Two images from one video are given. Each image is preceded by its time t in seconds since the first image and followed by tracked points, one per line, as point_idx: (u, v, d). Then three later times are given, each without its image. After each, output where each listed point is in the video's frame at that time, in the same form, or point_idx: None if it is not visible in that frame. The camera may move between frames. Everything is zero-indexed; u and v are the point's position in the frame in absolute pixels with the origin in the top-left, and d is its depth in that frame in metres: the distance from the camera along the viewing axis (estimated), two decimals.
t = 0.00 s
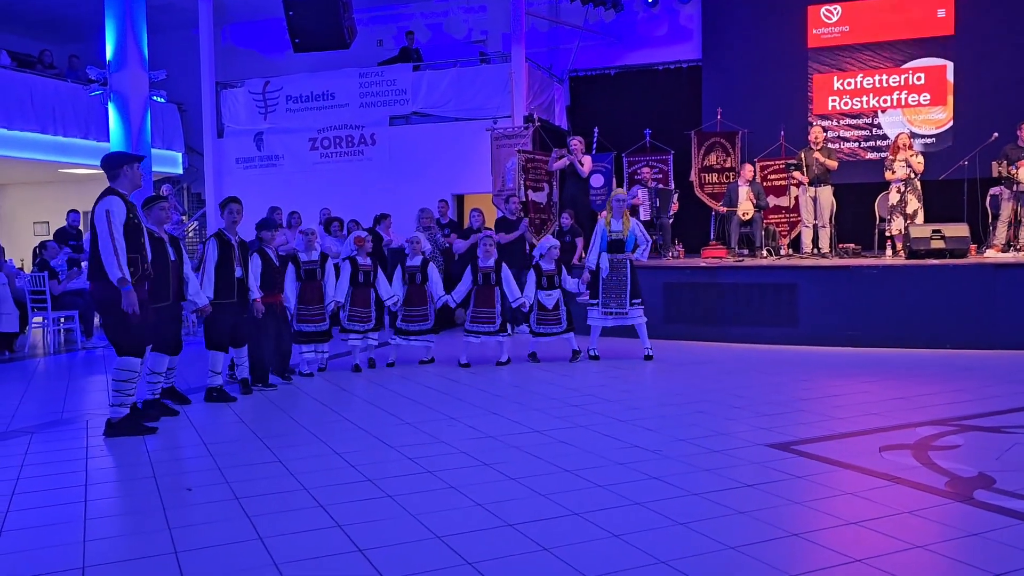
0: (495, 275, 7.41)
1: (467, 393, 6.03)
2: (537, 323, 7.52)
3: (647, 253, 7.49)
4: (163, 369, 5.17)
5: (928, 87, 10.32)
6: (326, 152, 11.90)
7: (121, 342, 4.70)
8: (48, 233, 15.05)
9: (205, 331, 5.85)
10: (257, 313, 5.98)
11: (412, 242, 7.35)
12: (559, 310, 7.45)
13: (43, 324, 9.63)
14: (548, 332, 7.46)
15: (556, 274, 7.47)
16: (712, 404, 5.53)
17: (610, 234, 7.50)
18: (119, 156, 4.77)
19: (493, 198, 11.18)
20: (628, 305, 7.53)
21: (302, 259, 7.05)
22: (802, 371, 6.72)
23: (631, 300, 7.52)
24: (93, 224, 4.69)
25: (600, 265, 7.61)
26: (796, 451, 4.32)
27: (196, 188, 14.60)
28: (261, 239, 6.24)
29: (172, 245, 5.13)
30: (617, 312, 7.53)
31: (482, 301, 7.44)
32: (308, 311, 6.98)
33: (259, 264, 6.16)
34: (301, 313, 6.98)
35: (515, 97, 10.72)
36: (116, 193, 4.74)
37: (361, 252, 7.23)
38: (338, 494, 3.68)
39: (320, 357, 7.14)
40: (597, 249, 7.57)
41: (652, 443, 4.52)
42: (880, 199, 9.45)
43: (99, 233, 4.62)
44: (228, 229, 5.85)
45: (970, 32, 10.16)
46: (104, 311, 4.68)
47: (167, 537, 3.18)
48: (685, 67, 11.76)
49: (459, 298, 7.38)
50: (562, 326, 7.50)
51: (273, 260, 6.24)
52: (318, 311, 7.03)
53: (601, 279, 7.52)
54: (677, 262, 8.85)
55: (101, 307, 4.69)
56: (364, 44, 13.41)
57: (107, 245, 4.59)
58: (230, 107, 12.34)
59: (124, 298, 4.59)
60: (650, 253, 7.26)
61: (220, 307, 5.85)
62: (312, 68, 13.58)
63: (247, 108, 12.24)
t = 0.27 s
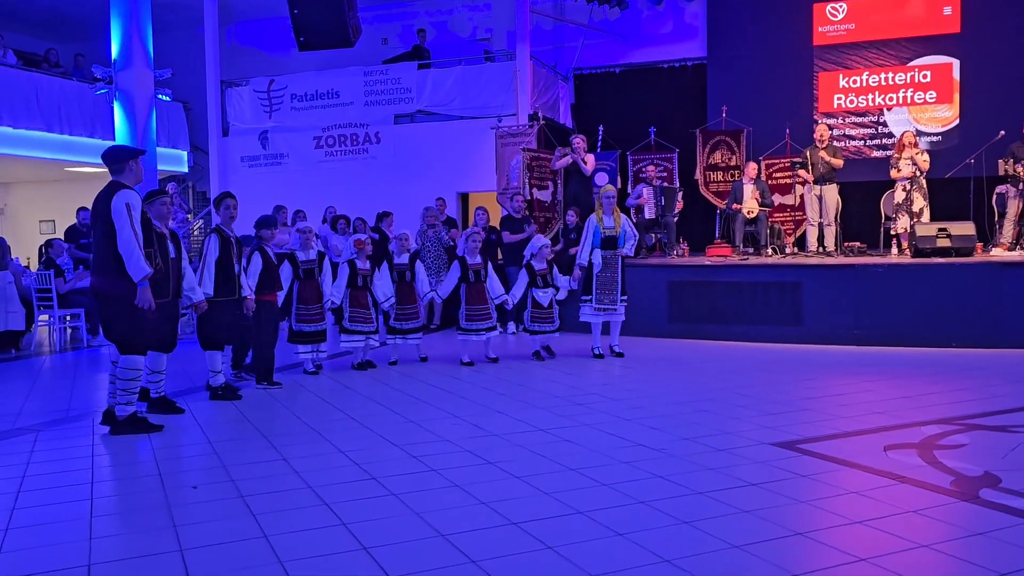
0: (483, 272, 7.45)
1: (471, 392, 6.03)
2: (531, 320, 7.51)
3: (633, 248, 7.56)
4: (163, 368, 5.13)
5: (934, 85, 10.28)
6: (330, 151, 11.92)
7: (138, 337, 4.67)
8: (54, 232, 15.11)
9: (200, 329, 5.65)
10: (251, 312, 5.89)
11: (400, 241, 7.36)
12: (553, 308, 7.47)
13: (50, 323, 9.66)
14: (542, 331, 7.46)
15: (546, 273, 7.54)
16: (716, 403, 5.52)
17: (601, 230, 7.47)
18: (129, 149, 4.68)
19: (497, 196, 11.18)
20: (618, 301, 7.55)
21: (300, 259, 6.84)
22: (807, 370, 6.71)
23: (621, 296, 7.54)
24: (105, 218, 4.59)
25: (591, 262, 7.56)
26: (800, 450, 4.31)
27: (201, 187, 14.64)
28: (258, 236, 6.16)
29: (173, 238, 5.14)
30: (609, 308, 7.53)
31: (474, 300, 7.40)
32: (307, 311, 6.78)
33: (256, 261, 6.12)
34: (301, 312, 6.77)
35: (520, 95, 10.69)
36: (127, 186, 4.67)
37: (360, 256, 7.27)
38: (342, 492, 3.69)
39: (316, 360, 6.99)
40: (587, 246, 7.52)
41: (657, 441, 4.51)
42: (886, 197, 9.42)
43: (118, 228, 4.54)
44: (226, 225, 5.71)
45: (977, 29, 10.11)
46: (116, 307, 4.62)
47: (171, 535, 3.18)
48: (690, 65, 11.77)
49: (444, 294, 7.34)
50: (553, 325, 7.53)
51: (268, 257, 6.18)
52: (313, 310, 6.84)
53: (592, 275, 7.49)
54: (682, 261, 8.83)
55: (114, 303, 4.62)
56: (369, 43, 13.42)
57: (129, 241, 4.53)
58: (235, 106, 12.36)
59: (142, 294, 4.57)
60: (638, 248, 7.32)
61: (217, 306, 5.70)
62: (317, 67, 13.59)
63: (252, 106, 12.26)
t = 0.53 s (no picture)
0: (478, 269, 7.48)
1: (475, 390, 6.04)
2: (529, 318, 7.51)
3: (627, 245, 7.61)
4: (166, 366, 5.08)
5: (939, 83, 10.25)
6: (334, 149, 11.93)
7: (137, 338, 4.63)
8: (59, 230, 15.15)
9: (197, 328, 5.61)
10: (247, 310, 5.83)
11: (396, 238, 7.41)
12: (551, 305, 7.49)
13: (55, 320, 9.69)
14: (540, 327, 7.47)
15: (543, 269, 7.51)
16: (720, 402, 5.52)
17: (599, 230, 7.52)
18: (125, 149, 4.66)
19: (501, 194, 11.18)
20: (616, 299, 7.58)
21: (298, 256, 6.78)
22: (811, 368, 6.70)
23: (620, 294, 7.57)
24: (104, 218, 4.57)
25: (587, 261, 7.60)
26: (804, 448, 4.31)
27: (205, 185, 14.66)
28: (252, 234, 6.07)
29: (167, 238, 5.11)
30: (608, 306, 7.54)
31: (468, 297, 7.37)
32: (307, 309, 6.75)
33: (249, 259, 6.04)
34: (301, 310, 6.73)
35: (524, 93, 10.65)
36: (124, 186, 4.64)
37: (356, 250, 7.23)
38: (346, 490, 3.69)
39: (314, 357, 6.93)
40: (583, 246, 7.55)
41: (661, 440, 4.51)
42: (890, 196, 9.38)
43: (117, 228, 4.51)
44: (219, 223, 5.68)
45: (982, 27, 10.07)
46: (115, 307, 4.58)
47: (176, 532, 3.19)
48: (694, 63, 11.74)
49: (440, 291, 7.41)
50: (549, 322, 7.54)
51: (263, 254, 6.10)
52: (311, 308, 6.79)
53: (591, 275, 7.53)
54: (685, 259, 8.82)
55: (113, 303, 4.58)
56: (372, 41, 13.42)
57: (128, 241, 4.51)
58: (239, 104, 12.37)
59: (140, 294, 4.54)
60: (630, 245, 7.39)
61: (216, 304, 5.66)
62: (321, 66, 13.60)
63: (256, 104, 12.27)
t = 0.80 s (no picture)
0: (476, 269, 7.45)
1: (479, 388, 6.04)
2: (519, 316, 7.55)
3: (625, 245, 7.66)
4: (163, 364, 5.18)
5: (944, 80, 10.21)
6: (338, 147, 11.94)
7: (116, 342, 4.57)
8: (64, 228, 15.17)
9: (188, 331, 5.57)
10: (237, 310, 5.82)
11: (399, 239, 7.36)
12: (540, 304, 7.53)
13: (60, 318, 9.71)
14: (531, 326, 7.50)
15: (537, 271, 7.54)
16: (724, 400, 5.52)
17: (595, 230, 7.57)
18: (102, 151, 4.59)
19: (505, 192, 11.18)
20: (613, 299, 7.57)
21: (290, 259, 6.76)
22: (815, 366, 6.70)
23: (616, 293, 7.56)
24: (78, 222, 4.50)
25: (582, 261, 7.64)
26: (808, 447, 4.30)
27: (209, 183, 14.67)
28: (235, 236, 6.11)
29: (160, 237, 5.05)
30: (604, 304, 7.55)
31: (467, 296, 7.40)
32: (299, 310, 6.72)
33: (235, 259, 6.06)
34: (292, 312, 6.73)
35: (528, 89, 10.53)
36: (104, 188, 4.57)
37: (350, 253, 7.17)
38: (350, 488, 3.70)
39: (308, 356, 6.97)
40: (579, 246, 7.58)
41: (665, 438, 4.51)
42: (894, 194, 9.38)
43: (90, 232, 4.45)
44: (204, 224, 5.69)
45: (987, 24, 10.04)
46: (90, 310, 4.51)
47: (181, 530, 3.20)
48: (698, 61, 11.71)
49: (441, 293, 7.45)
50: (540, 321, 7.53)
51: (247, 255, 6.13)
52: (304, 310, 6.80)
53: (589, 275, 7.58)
54: (689, 257, 8.83)
55: (89, 307, 4.51)
56: (376, 39, 13.43)
57: (100, 245, 4.43)
58: (243, 103, 12.38)
59: (116, 298, 4.45)
60: (627, 244, 7.44)
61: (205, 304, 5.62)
62: (324, 64, 13.60)
63: (260, 103, 12.27)
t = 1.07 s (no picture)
0: (471, 267, 7.49)
1: (482, 386, 6.04)
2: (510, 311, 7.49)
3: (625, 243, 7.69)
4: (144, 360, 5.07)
5: (948, 78, 10.18)
6: (341, 145, 11.93)
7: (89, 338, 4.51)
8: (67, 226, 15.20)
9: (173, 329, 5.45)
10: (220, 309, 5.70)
11: (400, 235, 7.41)
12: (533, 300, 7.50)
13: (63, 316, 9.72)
14: (520, 322, 7.45)
15: (532, 267, 7.57)
16: (727, 398, 5.52)
17: (591, 224, 7.54)
18: (89, 143, 4.57)
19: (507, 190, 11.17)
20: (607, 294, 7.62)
21: (283, 252, 6.94)
22: (818, 364, 6.69)
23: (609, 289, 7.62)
24: (57, 213, 4.46)
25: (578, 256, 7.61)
26: (811, 444, 4.30)
27: (212, 181, 14.69)
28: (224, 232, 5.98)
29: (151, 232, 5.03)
30: (596, 301, 7.61)
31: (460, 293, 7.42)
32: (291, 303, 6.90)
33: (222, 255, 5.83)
34: (284, 304, 6.86)
35: (530, 89, 10.66)
36: (87, 180, 4.55)
37: (347, 247, 7.31)
38: (353, 485, 3.71)
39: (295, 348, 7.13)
40: (574, 240, 7.55)
41: (668, 436, 4.51)
42: (898, 192, 9.37)
43: (65, 223, 4.40)
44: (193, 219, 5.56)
45: (991, 21, 10.01)
46: (65, 302, 4.47)
47: (184, 527, 3.21)
48: (701, 59, 11.70)
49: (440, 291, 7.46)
50: (530, 317, 7.49)
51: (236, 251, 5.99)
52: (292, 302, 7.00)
53: (583, 269, 7.57)
54: (691, 255, 8.82)
55: (63, 298, 4.47)
56: (379, 37, 13.44)
57: (74, 236, 4.38)
58: (246, 101, 12.39)
59: (88, 292, 4.39)
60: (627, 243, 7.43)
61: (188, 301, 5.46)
62: (328, 62, 13.60)
63: (263, 101, 12.28)
